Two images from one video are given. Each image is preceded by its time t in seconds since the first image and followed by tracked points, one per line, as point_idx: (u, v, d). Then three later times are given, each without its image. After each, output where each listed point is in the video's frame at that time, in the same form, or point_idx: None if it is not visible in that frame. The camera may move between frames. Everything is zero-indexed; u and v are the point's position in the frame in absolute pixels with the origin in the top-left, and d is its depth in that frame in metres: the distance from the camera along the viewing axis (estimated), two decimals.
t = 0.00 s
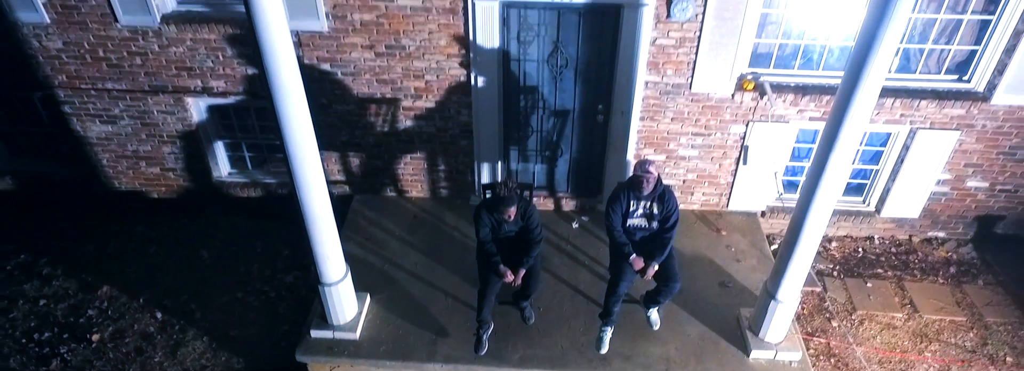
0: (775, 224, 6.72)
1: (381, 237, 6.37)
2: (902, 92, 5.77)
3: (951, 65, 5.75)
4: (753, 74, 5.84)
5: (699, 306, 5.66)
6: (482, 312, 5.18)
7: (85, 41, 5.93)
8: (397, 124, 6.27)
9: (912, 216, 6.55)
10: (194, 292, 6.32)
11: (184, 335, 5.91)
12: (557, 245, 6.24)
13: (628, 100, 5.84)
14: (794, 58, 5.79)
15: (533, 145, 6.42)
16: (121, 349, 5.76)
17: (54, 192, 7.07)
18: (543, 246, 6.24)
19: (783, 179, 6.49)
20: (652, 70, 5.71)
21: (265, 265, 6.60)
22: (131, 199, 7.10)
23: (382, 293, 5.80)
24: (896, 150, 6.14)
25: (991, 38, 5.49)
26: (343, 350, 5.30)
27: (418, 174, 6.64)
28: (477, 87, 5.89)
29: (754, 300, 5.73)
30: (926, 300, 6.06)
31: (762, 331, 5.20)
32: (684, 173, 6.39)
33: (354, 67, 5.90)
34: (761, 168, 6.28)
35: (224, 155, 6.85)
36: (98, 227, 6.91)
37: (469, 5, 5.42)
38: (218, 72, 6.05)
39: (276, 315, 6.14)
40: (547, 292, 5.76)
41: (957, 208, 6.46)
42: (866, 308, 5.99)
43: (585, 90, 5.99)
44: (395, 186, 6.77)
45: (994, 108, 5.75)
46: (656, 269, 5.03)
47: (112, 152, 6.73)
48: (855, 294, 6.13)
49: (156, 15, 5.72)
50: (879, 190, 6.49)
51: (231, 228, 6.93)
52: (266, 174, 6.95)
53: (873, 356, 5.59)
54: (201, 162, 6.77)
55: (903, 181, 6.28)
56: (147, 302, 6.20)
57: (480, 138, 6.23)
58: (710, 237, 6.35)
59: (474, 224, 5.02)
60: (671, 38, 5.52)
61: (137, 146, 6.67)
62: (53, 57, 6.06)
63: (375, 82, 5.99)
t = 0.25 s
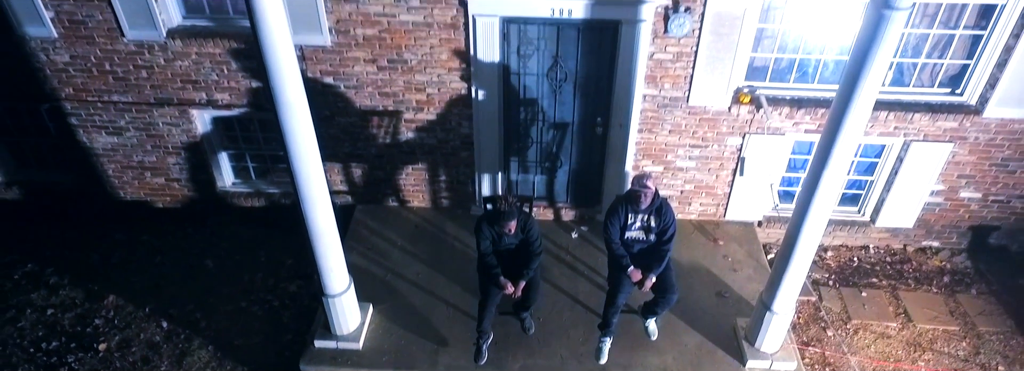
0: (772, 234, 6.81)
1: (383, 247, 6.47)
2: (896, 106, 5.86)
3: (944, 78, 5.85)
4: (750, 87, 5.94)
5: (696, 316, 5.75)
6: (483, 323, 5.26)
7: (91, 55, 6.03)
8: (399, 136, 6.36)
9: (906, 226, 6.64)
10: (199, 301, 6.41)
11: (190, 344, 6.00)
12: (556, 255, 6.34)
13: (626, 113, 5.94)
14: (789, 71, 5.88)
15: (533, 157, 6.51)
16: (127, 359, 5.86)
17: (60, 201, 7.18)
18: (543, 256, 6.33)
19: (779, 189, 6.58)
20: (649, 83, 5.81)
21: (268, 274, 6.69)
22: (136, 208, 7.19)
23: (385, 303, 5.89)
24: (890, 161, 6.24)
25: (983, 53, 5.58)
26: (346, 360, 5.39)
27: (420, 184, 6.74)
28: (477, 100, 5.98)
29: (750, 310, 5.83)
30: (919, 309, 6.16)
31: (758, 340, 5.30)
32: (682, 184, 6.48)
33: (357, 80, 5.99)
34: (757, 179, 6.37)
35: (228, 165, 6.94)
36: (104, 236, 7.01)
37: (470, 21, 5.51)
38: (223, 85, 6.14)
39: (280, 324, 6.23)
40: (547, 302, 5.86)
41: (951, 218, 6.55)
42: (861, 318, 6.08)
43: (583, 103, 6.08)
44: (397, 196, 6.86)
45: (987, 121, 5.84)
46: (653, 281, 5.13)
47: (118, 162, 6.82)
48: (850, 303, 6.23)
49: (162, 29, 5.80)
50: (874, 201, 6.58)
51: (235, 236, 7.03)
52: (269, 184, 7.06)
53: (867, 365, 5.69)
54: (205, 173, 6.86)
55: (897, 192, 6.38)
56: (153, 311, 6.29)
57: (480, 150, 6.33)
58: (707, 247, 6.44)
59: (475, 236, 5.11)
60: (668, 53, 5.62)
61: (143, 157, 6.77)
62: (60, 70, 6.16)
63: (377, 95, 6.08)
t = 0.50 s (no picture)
0: (769, 243, 6.90)
1: (386, 256, 6.57)
2: (891, 119, 5.96)
3: (938, 92, 5.94)
4: (746, 100, 6.03)
5: (694, 326, 5.85)
6: (484, 334, 5.36)
7: (99, 68, 6.13)
8: (401, 148, 6.46)
9: (901, 236, 6.74)
10: (205, 310, 6.51)
11: (196, 353, 6.10)
12: (557, 265, 6.44)
13: (626, 126, 6.03)
14: (786, 85, 5.98)
15: (534, 168, 6.61)
16: (135, 367, 5.96)
17: (67, 211, 7.27)
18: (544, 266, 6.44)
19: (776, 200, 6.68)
20: (648, 97, 5.91)
21: (273, 283, 6.79)
22: (142, 217, 7.29)
23: (388, 313, 5.99)
24: (885, 172, 6.34)
25: (976, 67, 5.68)
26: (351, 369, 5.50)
27: (422, 194, 6.83)
28: (479, 113, 6.08)
29: (747, 319, 5.93)
30: (914, 318, 6.26)
31: (754, 350, 5.41)
32: (681, 194, 6.58)
33: (360, 93, 6.09)
34: (754, 190, 6.48)
35: (232, 176, 7.03)
36: (110, 245, 7.11)
37: (471, 36, 5.61)
38: (229, 98, 6.24)
39: (284, 332, 6.33)
40: (547, 312, 5.96)
41: (945, 228, 6.65)
42: (856, 327, 6.18)
43: (583, 116, 6.18)
44: (399, 206, 6.95)
45: (980, 134, 5.94)
46: (652, 293, 5.24)
47: (124, 173, 6.92)
48: (845, 312, 6.33)
49: (169, 44, 5.91)
50: (870, 211, 6.67)
51: (239, 245, 7.12)
52: (274, 194, 7.14)
53: None
54: (210, 183, 6.96)
55: (892, 202, 6.47)
56: (159, 320, 6.39)
57: (482, 161, 6.43)
58: (705, 257, 6.54)
59: (477, 248, 5.20)
60: (667, 67, 5.72)
61: (149, 168, 6.86)
62: (68, 83, 6.25)
63: (380, 107, 6.18)
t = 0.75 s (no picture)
0: (766, 252, 6.99)
1: (389, 265, 6.67)
2: (886, 131, 6.06)
3: (932, 104, 6.04)
4: (744, 113, 6.14)
5: (692, 335, 5.95)
6: (487, 344, 5.47)
7: (107, 81, 6.23)
8: (404, 158, 6.56)
9: (896, 245, 6.84)
10: (210, 318, 6.61)
11: (202, 361, 6.21)
12: (557, 274, 6.54)
13: (625, 138, 6.13)
14: (782, 97, 6.08)
15: (534, 178, 6.71)
16: None
17: (74, 219, 7.37)
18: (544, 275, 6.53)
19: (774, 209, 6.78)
20: (647, 110, 6.01)
21: (277, 291, 6.88)
22: (148, 226, 7.39)
23: (391, 322, 6.09)
24: (880, 183, 6.44)
25: (969, 81, 5.78)
26: None
27: (424, 204, 6.93)
28: (480, 125, 6.19)
29: (745, 328, 6.03)
30: (909, 327, 6.36)
31: (751, 359, 5.51)
32: (679, 204, 6.68)
33: (364, 105, 6.19)
34: (752, 200, 6.58)
35: (238, 186, 7.14)
36: (116, 253, 7.21)
37: (473, 50, 5.71)
38: (234, 110, 6.34)
39: (289, 340, 6.43)
40: (548, 321, 6.06)
41: (940, 237, 6.75)
42: (852, 335, 6.28)
43: (583, 128, 6.28)
44: (402, 215, 7.05)
45: (973, 146, 6.04)
46: (650, 303, 5.34)
47: (130, 182, 7.02)
48: (841, 321, 6.43)
49: (175, 57, 6.00)
50: (865, 221, 6.78)
51: (244, 254, 7.22)
52: (279, 204, 7.23)
53: None
54: (216, 193, 7.06)
55: (887, 212, 6.57)
56: (166, 328, 6.49)
57: (483, 171, 6.53)
58: (703, 265, 6.64)
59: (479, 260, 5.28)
60: (665, 80, 5.82)
61: (155, 178, 6.96)
62: (76, 95, 6.36)
63: (384, 119, 6.28)
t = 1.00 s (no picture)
0: (763, 261, 7.08)
1: (392, 274, 6.76)
2: (881, 142, 6.16)
3: (926, 116, 6.15)
4: (741, 124, 6.24)
5: (690, 343, 6.05)
6: (488, 352, 5.64)
7: (114, 93, 6.33)
8: (407, 168, 6.66)
9: (892, 254, 6.94)
10: (216, 326, 6.71)
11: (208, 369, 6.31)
12: (557, 282, 6.64)
13: (624, 149, 6.23)
14: (779, 109, 6.18)
15: (535, 188, 6.81)
16: None
17: (81, 228, 7.47)
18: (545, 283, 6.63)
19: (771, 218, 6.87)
20: (646, 122, 6.11)
21: (281, 299, 6.98)
22: (153, 235, 7.49)
23: (394, 330, 6.19)
24: (876, 193, 6.54)
25: (962, 93, 5.88)
26: None
27: (426, 213, 7.03)
28: (482, 137, 6.28)
29: (742, 337, 6.13)
30: (903, 335, 6.47)
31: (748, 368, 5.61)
32: (678, 214, 6.78)
33: (367, 117, 6.29)
34: (749, 210, 6.67)
35: (242, 195, 7.25)
36: (122, 262, 7.31)
37: (475, 64, 5.80)
38: (240, 122, 6.44)
39: (293, 348, 6.53)
40: (548, 329, 6.16)
41: (935, 246, 6.85)
42: (847, 343, 6.38)
43: (583, 139, 6.38)
44: (404, 224, 7.15)
45: (967, 157, 6.14)
46: (649, 313, 5.45)
47: (136, 192, 7.11)
48: (837, 329, 6.53)
49: (182, 70, 6.10)
50: (861, 229, 6.88)
51: (248, 262, 7.32)
52: (284, 212, 7.35)
53: None
54: (220, 202, 7.16)
55: (883, 222, 6.67)
56: (172, 336, 6.60)
57: (485, 182, 6.62)
58: (701, 274, 6.74)
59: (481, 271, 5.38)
60: (664, 93, 5.92)
61: (161, 187, 7.06)
62: (84, 107, 6.45)
63: (387, 131, 6.38)
